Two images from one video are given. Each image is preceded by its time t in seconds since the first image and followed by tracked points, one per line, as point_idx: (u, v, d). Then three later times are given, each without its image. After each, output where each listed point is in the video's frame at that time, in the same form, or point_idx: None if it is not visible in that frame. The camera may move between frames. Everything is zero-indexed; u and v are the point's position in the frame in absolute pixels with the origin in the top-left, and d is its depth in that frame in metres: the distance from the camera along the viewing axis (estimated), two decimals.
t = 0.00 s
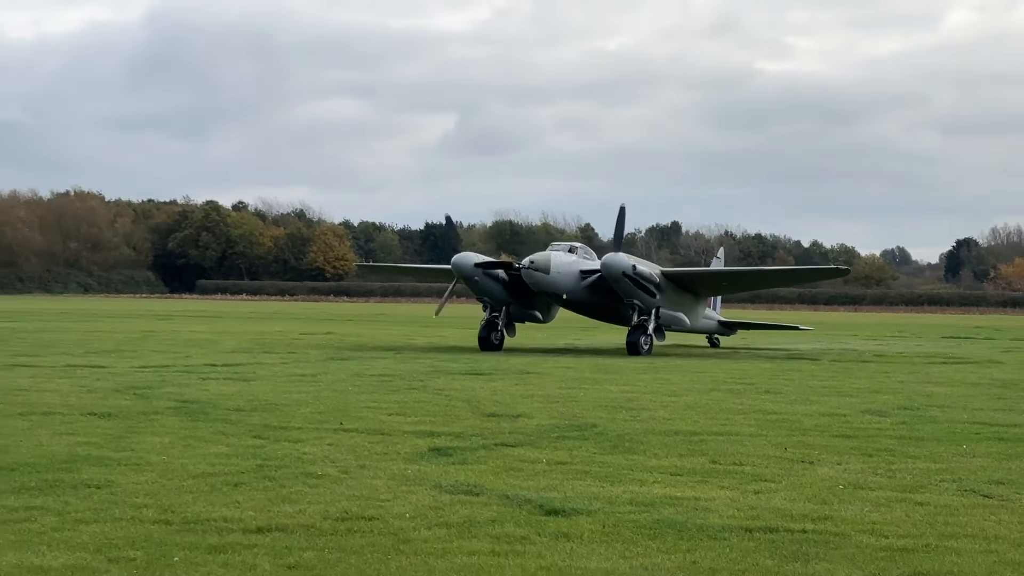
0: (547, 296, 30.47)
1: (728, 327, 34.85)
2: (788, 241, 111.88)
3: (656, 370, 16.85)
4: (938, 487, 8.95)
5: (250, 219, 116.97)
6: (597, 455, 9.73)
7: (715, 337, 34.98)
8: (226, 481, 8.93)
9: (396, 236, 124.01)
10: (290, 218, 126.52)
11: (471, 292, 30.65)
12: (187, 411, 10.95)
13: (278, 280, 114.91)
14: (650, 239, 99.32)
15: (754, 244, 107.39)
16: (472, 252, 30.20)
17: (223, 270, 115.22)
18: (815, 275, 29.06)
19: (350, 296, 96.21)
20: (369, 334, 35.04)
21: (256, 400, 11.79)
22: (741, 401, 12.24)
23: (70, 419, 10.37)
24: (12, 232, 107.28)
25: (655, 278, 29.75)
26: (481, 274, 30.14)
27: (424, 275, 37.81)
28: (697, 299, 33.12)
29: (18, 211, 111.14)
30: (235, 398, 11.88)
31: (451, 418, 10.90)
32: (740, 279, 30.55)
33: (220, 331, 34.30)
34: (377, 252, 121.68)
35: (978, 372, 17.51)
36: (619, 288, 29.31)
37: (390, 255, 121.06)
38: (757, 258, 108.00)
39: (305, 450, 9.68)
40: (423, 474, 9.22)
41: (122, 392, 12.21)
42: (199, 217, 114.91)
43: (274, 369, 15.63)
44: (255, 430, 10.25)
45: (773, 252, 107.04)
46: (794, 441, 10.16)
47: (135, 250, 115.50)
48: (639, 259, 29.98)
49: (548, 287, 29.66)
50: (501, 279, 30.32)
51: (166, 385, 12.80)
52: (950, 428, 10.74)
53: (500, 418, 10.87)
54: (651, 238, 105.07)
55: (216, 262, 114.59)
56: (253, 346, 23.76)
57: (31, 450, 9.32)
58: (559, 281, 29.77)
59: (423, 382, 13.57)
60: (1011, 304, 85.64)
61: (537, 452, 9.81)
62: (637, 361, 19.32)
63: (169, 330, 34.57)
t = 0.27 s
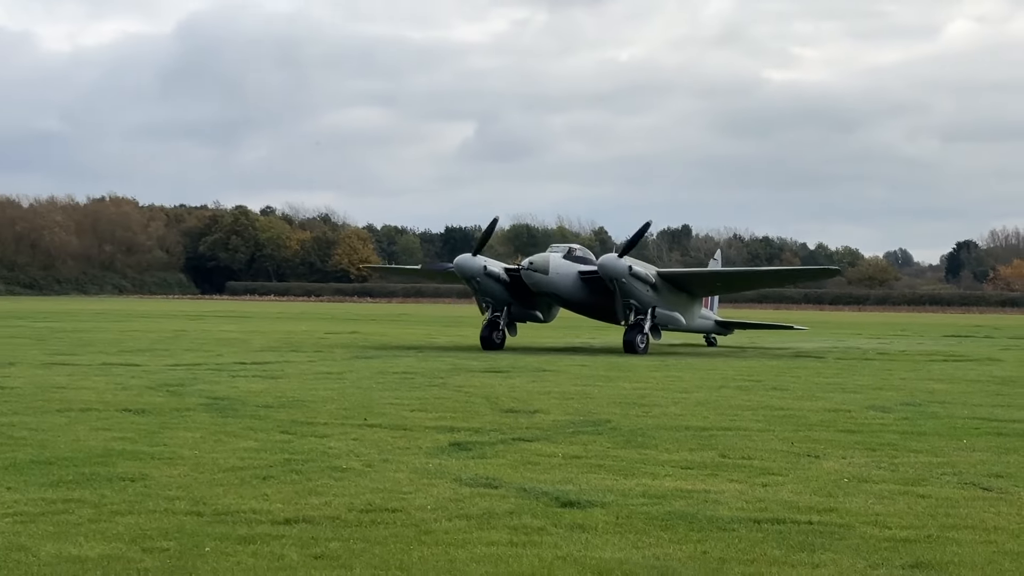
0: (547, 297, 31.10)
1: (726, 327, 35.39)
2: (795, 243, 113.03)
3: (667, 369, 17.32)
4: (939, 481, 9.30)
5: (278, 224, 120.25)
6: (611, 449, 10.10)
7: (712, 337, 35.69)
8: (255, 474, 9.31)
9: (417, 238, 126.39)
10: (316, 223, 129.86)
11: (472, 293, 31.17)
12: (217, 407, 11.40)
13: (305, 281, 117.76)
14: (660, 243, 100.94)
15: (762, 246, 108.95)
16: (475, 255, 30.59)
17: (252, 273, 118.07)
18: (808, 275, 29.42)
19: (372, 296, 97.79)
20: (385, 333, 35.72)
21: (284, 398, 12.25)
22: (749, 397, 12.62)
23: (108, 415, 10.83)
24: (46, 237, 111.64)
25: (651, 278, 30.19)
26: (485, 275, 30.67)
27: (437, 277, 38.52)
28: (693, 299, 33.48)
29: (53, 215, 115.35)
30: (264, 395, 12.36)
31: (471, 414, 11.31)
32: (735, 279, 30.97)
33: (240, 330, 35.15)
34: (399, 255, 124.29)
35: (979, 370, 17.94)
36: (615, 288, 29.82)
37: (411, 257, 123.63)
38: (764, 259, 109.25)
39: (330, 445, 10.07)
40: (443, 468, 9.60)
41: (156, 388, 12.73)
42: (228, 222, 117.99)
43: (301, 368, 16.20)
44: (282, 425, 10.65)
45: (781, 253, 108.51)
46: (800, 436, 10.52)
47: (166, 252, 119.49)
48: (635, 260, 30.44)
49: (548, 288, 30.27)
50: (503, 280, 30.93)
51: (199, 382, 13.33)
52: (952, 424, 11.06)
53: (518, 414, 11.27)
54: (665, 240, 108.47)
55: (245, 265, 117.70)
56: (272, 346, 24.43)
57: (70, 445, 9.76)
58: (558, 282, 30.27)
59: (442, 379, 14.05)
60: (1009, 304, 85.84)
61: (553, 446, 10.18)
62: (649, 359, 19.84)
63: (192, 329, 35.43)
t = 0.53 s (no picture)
0: (547, 298, 31.22)
1: (727, 327, 35.65)
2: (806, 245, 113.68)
3: (682, 369, 17.55)
4: (949, 479, 9.45)
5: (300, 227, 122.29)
6: (627, 448, 10.27)
7: (713, 338, 35.99)
8: (278, 472, 9.50)
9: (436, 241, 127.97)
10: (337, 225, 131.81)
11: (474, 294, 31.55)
12: (241, 407, 11.63)
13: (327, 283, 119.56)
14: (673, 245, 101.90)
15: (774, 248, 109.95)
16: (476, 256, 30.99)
17: (274, 275, 120.03)
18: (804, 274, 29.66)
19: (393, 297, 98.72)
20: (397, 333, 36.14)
21: (306, 397, 12.49)
22: (762, 396, 12.79)
23: (135, 414, 11.07)
24: (75, 241, 116.02)
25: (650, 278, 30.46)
26: (484, 277, 31.05)
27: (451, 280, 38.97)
28: (693, 299, 33.67)
29: (81, 219, 119.68)
30: (287, 394, 12.60)
31: (489, 413, 11.51)
32: (733, 279, 31.21)
33: (256, 330, 35.71)
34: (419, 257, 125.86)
35: (990, 370, 18.11)
36: (613, 289, 30.13)
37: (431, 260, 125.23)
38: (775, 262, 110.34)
39: (351, 444, 10.25)
40: (463, 466, 9.77)
41: (182, 388, 13.01)
42: (251, 225, 120.75)
43: (324, 369, 16.52)
44: (305, 424, 10.85)
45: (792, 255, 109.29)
46: (812, 434, 10.68)
47: (191, 255, 123.82)
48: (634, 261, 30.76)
49: (547, 289, 30.36)
50: (503, 282, 31.21)
51: (224, 382, 13.61)
52: (962, 423, 11.20)
53: (536, 413, 11.46)
54: (677, 242, 111.03)
55: (268, 267, 119.98)
56: (286, 346, 24.81)
57: (97, 444, 9.98)
58: (558, 283, 30.38)
59: (461, 379, 14.28)
60: (1016, 305, 85.56)
61: (570, 445, 10.36)
62: (665, 360, 20.11)
63: (209, 329, 35.99)
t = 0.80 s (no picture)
0: (547, 300, 31.46)
1: (728, 330, 35.86)
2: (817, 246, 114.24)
3: (697, 369, 17.75)
4: (960, 476, 9.61)
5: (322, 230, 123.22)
6: (643, 446, 10.46)
7: (714, 339, 36.27)
8: (302, 470, 9.68)
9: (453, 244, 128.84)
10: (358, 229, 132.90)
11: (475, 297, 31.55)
12: (265, 406, 11.85)
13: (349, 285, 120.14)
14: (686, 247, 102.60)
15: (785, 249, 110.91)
16: (476, 260, 30.87)
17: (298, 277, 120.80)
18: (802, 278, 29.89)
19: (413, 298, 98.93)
20: (410, 334, 36.43)
21: (328, 397, 12.71)
22: (776, 395, 12.98)
23: (162, 413, 11.30)
24: (103, 244, 116.29)
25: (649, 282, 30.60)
26: (486, 282, 30.94)
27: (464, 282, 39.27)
28: (692, 301, 33.89)
29: (109, 222, 119.93)
30: (310, 394, 12.82)
31: (508, 413, 11.70)
32: (732, 282, 31.42)
33: (273, 331, 36.05)
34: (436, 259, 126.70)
35: (1000, 369, 18.29)
36: (613, 292, 30.19)
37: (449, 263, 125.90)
38: (788, 265, 111.09)
39: (373, 442, 10.45)
40: (482, 464, 9.97)
41: (207, 388, 13.25)
42: (275, 228, 122.28)
43: (347, 369, 16.80)
44: (328, 423, 11.05)
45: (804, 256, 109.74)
46: (826, 433, 10.85)
47: (216, 258, 123.86)
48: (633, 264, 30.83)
49: (547, 292, 30.55)
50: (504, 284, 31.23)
51: (249, 382, 13.87)
52: (973, 422, 11.34)
53: (555, 412, 11.66)
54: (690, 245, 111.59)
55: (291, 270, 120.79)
56: (303, 347, 25.10)
57: (125, 442, 10.19)
58: (557, 285, 30.54)
59: (481, 379, 14.53)
60: None
61: (587, 443, 10.55)
62: (680, 360, 20.34)
63: (226, 331, 36.34)
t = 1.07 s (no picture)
0: (549, 302, 31.71)
1: (730, 330, 36.13)
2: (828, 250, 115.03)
3: (713, 369, 18.06)
4: (970, 474, 9.83)
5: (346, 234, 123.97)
6: (660, 444, 10.71)
7: (717, 340, 36.61)
8: (328, 468, 9.94)
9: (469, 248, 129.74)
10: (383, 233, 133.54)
11: (479, 298, 31.78)
12: (292, 406, 12.15)
13: (375, 287, 120.65)
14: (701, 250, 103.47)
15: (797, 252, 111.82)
16: (479, 262, 31.09)
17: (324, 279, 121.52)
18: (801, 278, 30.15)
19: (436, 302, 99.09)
20: (424, 336, 36.76)
21: (352, 396, 12.99)
22: (789, 395, 13.25)
23: (192, 413, 11.59)
24: (137, 247, 116.79)
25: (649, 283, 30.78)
26: (489, 283, 31.19)
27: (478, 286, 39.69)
28: (693, 303, 34.09)
29: (142, 226, 120.42)
30: (334, 394, 13.11)
31: (529, 412, 11.97)
32: (730, 283, 31.61)
33: (290, 332, 36.44)
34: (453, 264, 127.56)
35: (1008, 369, 18.54)
36: (613, 293, 30.39)
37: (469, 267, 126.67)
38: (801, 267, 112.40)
39: (397, 441, 10.72)
40: (503, 462, 10.23)
41: (234, 388, 13.56)
42: (303, 233, 122.79)
43: (371, 369, 17.16)
44: (353, 422, 11.33)
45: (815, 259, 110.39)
46: (838, 431, 11.10)
47: (247, 262, 124.57)
48: (634, 265, 31.01)
49: (549, 294, 30.81)
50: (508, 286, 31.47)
51: (276, 382, 14.21)
52: (982, 420, 11.57)
53: (574, 411, 11.93)
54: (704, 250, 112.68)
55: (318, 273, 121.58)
56: (323, 349, 25.47)
57: (156, 441, 10.48)
58: (558, 287, 30.80)
59: (501, 379, 14.84)
60: None
61: (606, 441, 10.81)
62: (696, 360, 20.67)
63: (244, 332, 36.74)
